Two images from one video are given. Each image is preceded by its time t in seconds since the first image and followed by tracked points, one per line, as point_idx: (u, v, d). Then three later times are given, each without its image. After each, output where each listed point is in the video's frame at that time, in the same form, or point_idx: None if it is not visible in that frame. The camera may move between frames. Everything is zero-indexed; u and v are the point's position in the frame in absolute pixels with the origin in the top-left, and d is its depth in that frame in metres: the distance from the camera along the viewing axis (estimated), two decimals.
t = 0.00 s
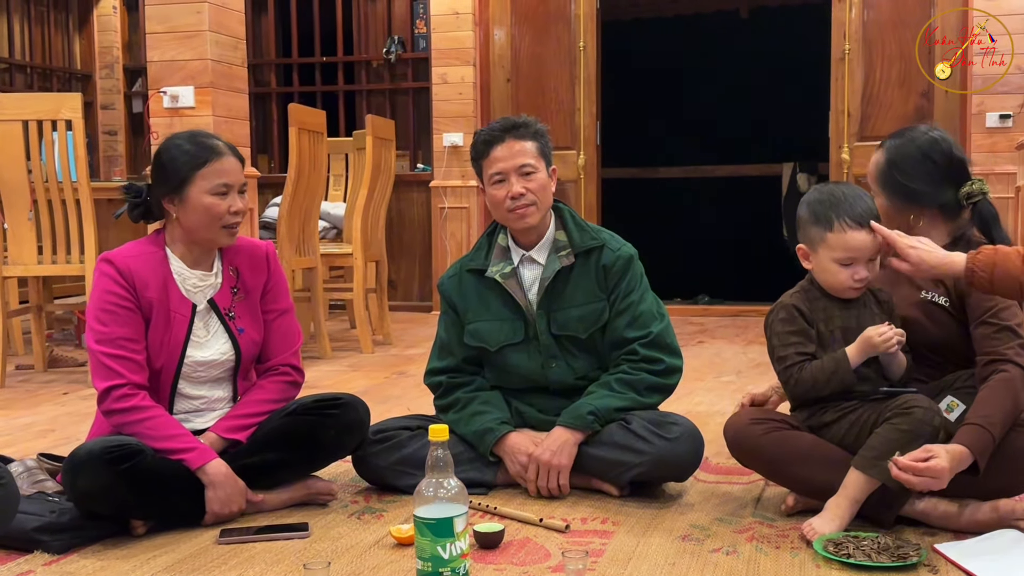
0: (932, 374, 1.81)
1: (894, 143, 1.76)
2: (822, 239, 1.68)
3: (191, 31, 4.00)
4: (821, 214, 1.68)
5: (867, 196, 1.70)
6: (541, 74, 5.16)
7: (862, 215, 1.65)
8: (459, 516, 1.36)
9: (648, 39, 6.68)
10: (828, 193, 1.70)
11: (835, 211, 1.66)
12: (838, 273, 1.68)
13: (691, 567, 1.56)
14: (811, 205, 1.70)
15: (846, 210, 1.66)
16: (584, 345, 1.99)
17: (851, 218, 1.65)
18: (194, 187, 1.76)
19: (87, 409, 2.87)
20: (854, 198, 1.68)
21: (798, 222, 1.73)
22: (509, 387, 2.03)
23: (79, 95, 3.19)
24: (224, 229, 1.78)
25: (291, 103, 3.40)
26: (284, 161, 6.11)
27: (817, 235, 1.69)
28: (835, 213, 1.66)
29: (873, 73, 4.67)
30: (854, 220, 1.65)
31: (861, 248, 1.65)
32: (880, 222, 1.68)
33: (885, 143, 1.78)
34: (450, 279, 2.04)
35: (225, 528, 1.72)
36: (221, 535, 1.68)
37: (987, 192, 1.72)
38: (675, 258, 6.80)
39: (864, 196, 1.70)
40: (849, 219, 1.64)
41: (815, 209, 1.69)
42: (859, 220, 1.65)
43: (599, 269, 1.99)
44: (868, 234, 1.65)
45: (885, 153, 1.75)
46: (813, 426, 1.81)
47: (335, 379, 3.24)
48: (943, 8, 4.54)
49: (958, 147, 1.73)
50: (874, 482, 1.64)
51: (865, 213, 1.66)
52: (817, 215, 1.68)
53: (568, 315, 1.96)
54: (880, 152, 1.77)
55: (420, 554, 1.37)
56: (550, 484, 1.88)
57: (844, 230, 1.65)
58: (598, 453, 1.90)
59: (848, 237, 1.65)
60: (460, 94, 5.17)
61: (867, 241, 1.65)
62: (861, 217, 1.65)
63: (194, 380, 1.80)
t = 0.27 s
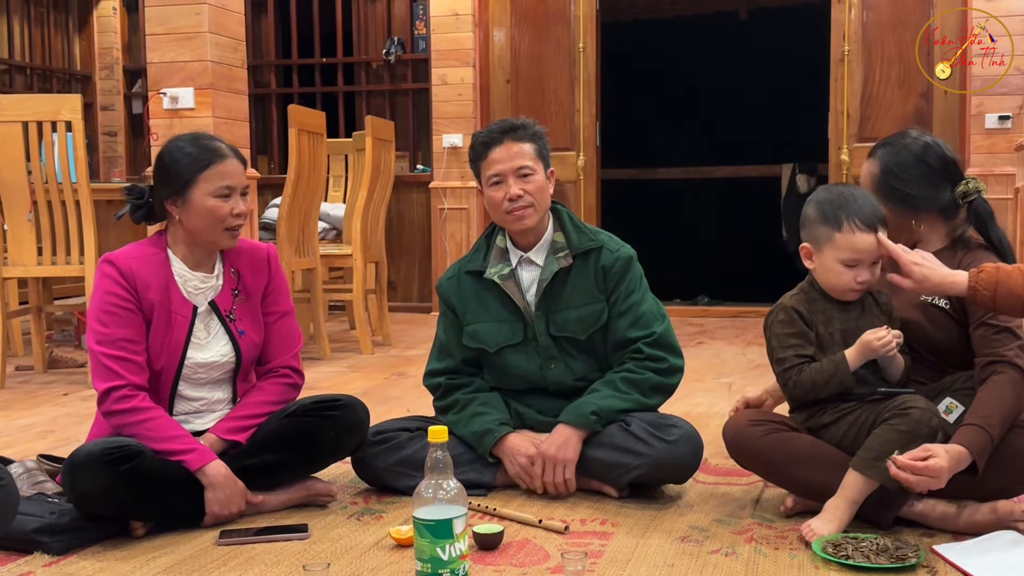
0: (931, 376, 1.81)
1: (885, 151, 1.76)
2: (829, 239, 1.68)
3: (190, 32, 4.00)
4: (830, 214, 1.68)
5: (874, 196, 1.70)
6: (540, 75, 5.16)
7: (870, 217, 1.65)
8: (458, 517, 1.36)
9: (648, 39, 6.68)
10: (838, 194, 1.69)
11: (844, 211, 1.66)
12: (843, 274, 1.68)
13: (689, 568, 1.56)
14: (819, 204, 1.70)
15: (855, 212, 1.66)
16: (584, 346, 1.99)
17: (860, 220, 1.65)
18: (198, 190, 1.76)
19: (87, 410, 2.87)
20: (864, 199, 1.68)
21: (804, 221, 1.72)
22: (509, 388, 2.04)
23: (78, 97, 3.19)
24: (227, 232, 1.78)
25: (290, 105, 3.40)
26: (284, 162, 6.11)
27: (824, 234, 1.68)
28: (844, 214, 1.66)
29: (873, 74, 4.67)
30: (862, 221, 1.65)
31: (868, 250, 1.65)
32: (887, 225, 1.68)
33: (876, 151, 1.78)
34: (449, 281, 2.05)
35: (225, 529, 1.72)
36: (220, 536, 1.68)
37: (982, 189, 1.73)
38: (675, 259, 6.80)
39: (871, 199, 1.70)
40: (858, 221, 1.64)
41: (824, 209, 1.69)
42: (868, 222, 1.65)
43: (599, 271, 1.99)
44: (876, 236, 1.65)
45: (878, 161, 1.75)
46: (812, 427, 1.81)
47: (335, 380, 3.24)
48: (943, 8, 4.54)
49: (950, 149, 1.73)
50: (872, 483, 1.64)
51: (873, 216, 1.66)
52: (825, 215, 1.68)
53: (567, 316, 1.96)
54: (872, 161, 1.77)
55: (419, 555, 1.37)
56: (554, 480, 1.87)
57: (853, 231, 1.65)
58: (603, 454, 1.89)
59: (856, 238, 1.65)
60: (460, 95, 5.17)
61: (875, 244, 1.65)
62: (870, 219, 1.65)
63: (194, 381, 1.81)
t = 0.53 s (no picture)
0: (931, 376, 1.81)
1: (882, 152, 1.77)
2: (835, 237, 1.68)
3: (190, 31, 4.00)
4: (838, 211, 1.67)
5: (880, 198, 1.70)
6: (540, 74, 5.15)
7: (878, 219, 1.66)
8: (457, 516, 1.36)
9: (647, 39, 6.68)
10: (846, 193, 1.69)
11: (852, 210, 1.66)
12: (846, 273, 1.68)
13: (689, 567, 1.56)
14: (827, 201, 1.70)
15: (863, 210, 1.66)
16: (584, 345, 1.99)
17: (868, 219, 1.65)
18: (197, 189, 1.76)
19: (86, 409, 2.87)
20: (872, 199, 1.68)
21: (810, 218, 1.72)
22: (508, 388, 2.04)
23: (78, 96, 3.19)
24: (226, 231, 1.78)
25: (289, 104, 3.40)
26: (284, 161, 6.11)
27: (831, 231, 1.68)
28: (852, 212, 1.66)
29: (871, 75, 4.67)
30: (870, 222, 1.65)
31: (874, 250, 1.65)
32: (893, 228, 1.68)
33: (873, 153, 1.79)
34: (447, 281, 2.04)
35: (225, 528, 1.72)
36: (220, 535, 1.68)
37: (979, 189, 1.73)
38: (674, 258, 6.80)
39: (876, 198, 1.70)
40: (866, 220, 1.64)
41: (832, 205, 1.68)
42: (876, 223, 1.65)
43: (599, 269, 1.99)
44: (883, 238, 1.65)
45: (876, 163, 1.76)
46: (811, 427, 1.82)
47: (334, 379, 3.24)
48: (942, 7, 4.55)
49: (947, 149, 1.74)
50: (872, 483, 1.65)
51: (880, 216, 1.67)
52: (833, 213, 1.68)
53: (567, 315, 1.96)
54: (870, 163, 1.78)
55: (419, 555, 1.37)
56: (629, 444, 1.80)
57: (859, 230, 1.65)
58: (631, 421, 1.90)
59: (862, 238, 1.65)
60: (459, 95, 5.18)
61: (880, 244, 1.65)
62: (878, 222, 1.65)
63: (193, 381, 1.81)
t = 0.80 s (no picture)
0: (932, 376, 1.82)
1: (881, 153, 1.77)
2: (835, 234, 1.68)
3: (190, 31, 3.99)
4: (838, 209, 1.68)
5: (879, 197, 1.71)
6: (539, 74, 5.15)
7: (878, 216, 1.67)
8: (459, 516, 1.36)
9: (646, 40, 6.69)
10: (845, 192, 1.70)
11: (852, 208, 1.67)
12: (845, 271, 1.68)
13: (690, 567, 1.56)
14: (828, 199, 1.70)
15: (862, 209, 1.67)
16: (586, 345, 1.99)
17: (868, 216, 1.66)
18: (198, 189, 1.76)
19: (86, 409, 2.87)
20: (871, 199, 1.69)
21: (810, 216, 1.73)
22: (508, 388, 2.04)
23: (77, 96, 3.18)
24: (227, 231, 1.78)
25: (289, 104, 3.40)
26: (283, 162, 6.10)
27: (830, 229, 1.68)
28: (852, 210, 1.67)
29: (871, 75, 4.68)
30: (870, 220, 1.66)
31: (875, 247, 1.66)
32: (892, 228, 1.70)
33: (872, 155, 1.80)
34: (447, 282, 2.05)
35: (226, 529, 1.72)
36: (220, 535, 1.68)
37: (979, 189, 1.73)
38: (673, 259, 6.81)
39: (875, 197, 1.71)
40: (867, 218, 1.65)
41: (832, 204, 1.69)
42: (876, 221, 1.66)
43: (600, 269, 1.99)
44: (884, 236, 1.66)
45: (876, 164, 1.77)
46: (811, 427, 1.82)
47: (334, 380, 3.24)
48: (941, 8, 4.56)
49: (947, 150, 1.75)
50: (872, 483, 1.65)
51: (880, 214, 1.67)
52: (834, 211, 1.68)
53: (568, 314, 1.96)
54: (869, 164, 1.79)
55: (420, 555, 1.37)
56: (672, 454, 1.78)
57: (860, 227, 1.65)
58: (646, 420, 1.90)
59: (863, 234, 1.65)
60: (459, 95, 5.18)
61: (881, 241, 1.66)
62: (878, 218, 1.66)
63: (194, 381, 1.80)
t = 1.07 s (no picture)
0: (932, 375, 1.82)
1: (881, 153, 1.77)
2: (824, 225, 1.70)
3: (190, 30, 3.99)
4: (825, 201, 1.71)
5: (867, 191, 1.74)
6: (539, 73, 5.15)
7: (864, 203, 1.68)
8: (459, 516, 1.36)
9: (645, 39, 6.69)
10: (831, 185, 1.73)
11: (839, 198, 1.69)
12: (840, 260, 1.69)
13: (690, 567, 1.56)
14: (814, 194, 1.73)
15: (849, 198, 1.69)
16: (585, 343, 1.99)
17: (855, 204, 1.68)
18: (197, 188, 1.76)
19: (86, 408, 2.86)
20: (856, 189, 1.72)
21: (799, 212, 1.75)
22: (508, 386, 2.04)
23: (77, 95, 3.18)
24: (226, 230, 1.77)
25: (289, 103, 3.39)
26: (283, 161, 6.10)
27: (821, 221, 1.70)
28: (839, 200, 1.69)
29: (870, 75, 4.69)
30: (858, 206, 1.68)
31: (868, 231, 1.67)
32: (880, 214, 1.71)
33: (871, 155, 1.80)
34: (447, 282, 2.05)
35: (226, 529, 1.71)
36: (221, 535, 1.68)
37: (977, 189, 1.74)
38: (672, 258, 6.81)
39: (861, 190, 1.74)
40: (855, 205, 1.67)
41: (818, 198, 1.72)
42: (864, 207, 1.68)
43: (599, 266, 1.99)
44: (872, 220, 1.68)
45: (875, 163, 1.77)
46: (812, 427, 1.82)
47: (333, 379, 3.24)
48: (941, 8, 4.56)
49: (946, 149, 1.75)
50: (872, 483, 1.65)
51: (866, 203, 1.70)
52: (821, 203, 1.71)
53: (567, 313, 1.96)
54: (868, 164, 1.79)
55: (420, 554, 1.37)
56: (684, 465, 1.77)
57: (848, 215, 1.67)
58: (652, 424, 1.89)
59: (852, 221, 1.67)
60: (459, 94, 5.18)
61: (871, 226, 1.67)
62: (866, 205, 1.68)
63: (194, 380, 1.80)
